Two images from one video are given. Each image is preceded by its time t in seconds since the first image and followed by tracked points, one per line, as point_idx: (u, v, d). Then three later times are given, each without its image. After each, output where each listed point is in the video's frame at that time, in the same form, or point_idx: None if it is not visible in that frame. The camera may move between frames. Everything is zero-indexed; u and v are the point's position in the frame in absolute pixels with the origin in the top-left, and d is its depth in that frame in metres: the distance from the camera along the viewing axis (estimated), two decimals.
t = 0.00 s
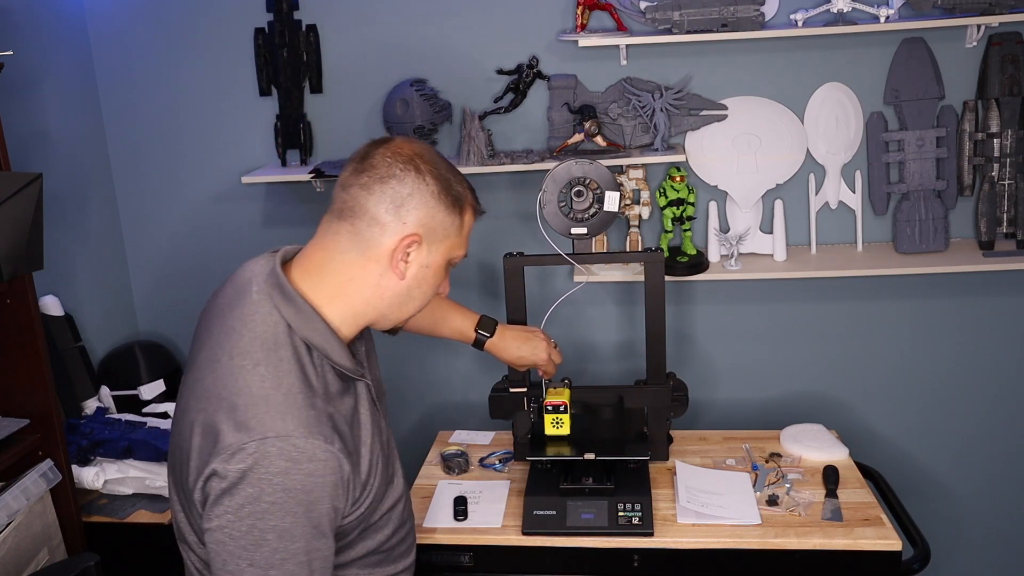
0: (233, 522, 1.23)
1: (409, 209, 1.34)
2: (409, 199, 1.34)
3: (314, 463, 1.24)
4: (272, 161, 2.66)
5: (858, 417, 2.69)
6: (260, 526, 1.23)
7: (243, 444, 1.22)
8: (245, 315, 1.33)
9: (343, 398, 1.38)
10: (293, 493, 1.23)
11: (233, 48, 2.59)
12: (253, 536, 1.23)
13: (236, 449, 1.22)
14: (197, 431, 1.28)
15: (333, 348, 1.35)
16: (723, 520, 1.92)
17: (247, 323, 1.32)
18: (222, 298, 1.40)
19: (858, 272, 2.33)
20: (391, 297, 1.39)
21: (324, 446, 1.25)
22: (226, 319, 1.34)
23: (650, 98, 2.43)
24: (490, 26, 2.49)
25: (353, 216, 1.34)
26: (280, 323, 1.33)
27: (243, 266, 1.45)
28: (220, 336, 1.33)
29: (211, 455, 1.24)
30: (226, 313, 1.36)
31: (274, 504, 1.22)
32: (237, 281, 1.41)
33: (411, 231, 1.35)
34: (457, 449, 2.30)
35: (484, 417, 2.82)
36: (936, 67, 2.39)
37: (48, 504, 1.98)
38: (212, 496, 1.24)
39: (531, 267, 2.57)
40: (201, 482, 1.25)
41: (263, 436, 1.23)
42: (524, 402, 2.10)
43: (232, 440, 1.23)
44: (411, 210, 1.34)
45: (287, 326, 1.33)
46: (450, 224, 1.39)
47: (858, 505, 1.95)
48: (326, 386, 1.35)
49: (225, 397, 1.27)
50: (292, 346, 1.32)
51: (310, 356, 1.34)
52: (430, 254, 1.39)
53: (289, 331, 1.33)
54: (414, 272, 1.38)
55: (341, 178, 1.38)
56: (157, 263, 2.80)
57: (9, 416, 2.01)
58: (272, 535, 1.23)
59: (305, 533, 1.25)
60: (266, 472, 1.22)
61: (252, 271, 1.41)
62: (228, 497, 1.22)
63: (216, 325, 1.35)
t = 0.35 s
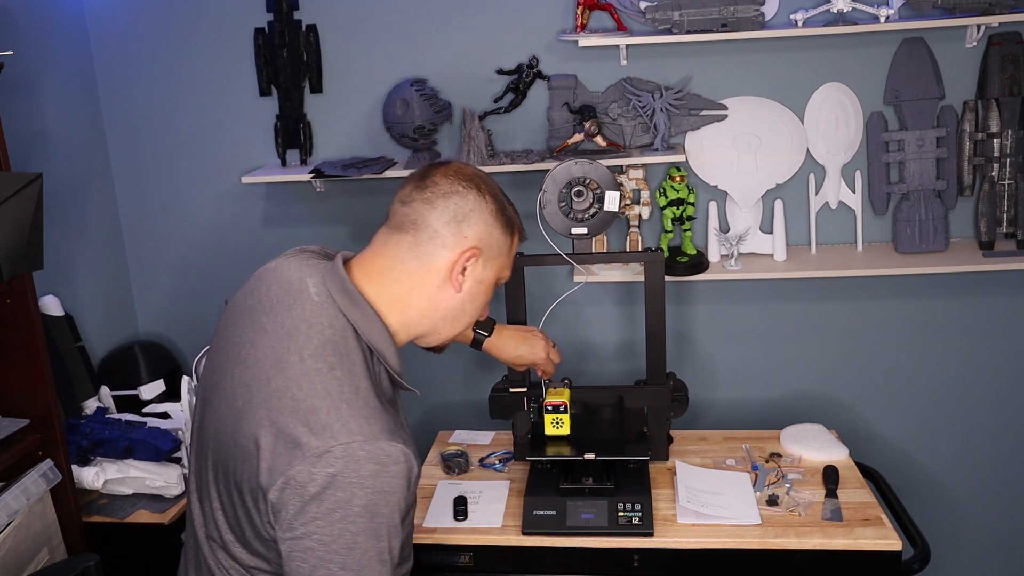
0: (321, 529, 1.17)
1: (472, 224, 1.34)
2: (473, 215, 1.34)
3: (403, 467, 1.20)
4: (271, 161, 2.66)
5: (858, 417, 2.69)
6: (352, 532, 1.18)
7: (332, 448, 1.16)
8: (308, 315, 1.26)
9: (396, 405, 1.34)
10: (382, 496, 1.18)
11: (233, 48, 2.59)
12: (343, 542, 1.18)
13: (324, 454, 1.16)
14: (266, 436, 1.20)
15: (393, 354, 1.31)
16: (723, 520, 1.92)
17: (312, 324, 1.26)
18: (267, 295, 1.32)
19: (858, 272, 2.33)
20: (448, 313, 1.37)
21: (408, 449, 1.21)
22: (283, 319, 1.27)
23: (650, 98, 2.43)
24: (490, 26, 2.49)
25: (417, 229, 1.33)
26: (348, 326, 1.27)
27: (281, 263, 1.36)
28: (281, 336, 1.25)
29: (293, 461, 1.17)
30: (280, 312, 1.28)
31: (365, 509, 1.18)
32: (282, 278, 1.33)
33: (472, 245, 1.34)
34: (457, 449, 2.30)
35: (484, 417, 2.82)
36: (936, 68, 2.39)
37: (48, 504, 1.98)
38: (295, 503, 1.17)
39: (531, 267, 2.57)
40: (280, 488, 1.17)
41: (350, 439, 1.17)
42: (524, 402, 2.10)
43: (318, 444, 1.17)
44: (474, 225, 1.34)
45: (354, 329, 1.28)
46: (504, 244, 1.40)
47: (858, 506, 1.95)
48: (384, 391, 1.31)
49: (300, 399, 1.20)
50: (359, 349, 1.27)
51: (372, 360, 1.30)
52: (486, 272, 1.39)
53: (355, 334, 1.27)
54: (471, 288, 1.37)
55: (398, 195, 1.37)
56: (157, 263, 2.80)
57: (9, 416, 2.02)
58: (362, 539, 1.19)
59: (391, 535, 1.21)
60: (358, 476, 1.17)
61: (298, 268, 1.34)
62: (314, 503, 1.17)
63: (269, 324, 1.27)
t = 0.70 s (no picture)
0: (363, 531, 1.17)
1: (494, 229, 1.36)
2: (496, 222, 1.37)
3: (440, 467, 1.21)
4: (271, 160, 2.66)
5: (858, 417, 2.69)
6: (393, 532, 1.18)
7: (373, 450, 1.16)
8: (337, 317, 1.26)
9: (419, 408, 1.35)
10: (422, 496, 1.19)
11: (233, 47, 2.59)
12: (384, 543, 1.18)
13: (366, 455, 1.16)
14: (303, 438, 1.19)
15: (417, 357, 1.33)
16: (723, 520, 1.92)
17: (342, 325, 1.25)
18: (291, 297, 1.30)
19: (858, 271, 2.33)
20: (470, 317, 1.38)
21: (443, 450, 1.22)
22: (312, 320, 1.26)
23: (650, 98, 2.43)
24: (490, 26, 2.49)
25: (442, 233, 1.35)
26: (378, 329, 1.28)
27: (301, 265, 1.35)
28: (312, 337, 1.24)
29: (333, 462, 1.17)
30: (308, 313, 1.27)
31: (406, 509, 1.18)
32: (305, 279, 1.32)
33: (495, 250, 1.37)
34: (457, 449, 2.30)
35: (484, 417, 2.82)
36: (936, 67, 2.39)
37: (48, 504, 1.98)
38: (336, 505, 1.17)
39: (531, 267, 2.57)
40: (319, 491, 1.17)
41: (392, 440, 1.17)
42: (524, 402, 2.10)
43: (358, 445, 1.16)
44: (496, 230, 1.36)
45: (384, 331, 1.28)
46: (522, 251, 1.42)
47: (858, 506, 1.95)
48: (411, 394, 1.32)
49: (337, 400, 1.19)
50: (388, 352, 1.27)
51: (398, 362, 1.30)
52: (506, 277, 1.41)
53: (385, 336, 1.28)
54: (492, 292, 1.39)
55: (420, 202, 1.39)
56: (157, 262, 2.79)
57: (9, 416, 2.01)
58: (402, 540, 1.19)
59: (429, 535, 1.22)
60: (400, 477, 1.17)
61: (321, 270, 1.33)
62: (357, 505, 1.16)
63: (297, 326, 1.26)
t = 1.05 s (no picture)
0: (382, 526, 1.17)
1: (498, 229, 1.36)
2: (500, 222, 1.37)
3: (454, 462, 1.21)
4: (271, 161, 2.66)
5: (858, 417, 2.69)
6: (413, 528, 1.19)
7: (389, 446, 1.17)
8: (344, 314, 1.26)
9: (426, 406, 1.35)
10: (438, 491, 1.19)
11: (233, 47, 2.59)
12: (404, 538, 1.19)
13: (381, 451, 1.16)
14: (315, 436, 1.19)
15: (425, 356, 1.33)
16: (723, 520, 1.92)
17: (350, 323, 1.26)
18: (297, 296, 1.30)
19: (858, 271, 2.33)
20: (476, 315, 1.39)
21: (457, 445, 1.23)
22: (319, 319, 1.26)
23: (650, 98, 2.43)
24: (490, 26, 2.49)
25: (446, 233, 1.35)
26: (387, 327, 1.28)
27: (306, 265, 1.35)
28: (320, 336, 1.24)
29: (347, 459, 1.17)
30: (315, 312, 1.27)
31: (424, 504, 1.19)
32: (310, 278, 1.32)
33: (500, 249, 1.37)
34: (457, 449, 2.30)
35: (484, 417, 2.82)
36: (937, 68, 2.39)
37: (48, 504, 1.97)
38: (354, 502, 1.17)
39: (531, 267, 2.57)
40: (336, 488, 1.17)
41: (407, 436, 1.17)
42: (524, 402, 2.10)
43: (373, 441, 1.17)
44: (500, 230, 1.37)
45: (393, 330, 1.29)
46: (525, 250, 1.42)
47: (858, 505, 1.95)
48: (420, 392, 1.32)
49: (349, 397, 1.20)
50: (397, 349, 1.28)
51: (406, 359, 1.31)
52: (511, 276, 1.41)
53: (394, 335, 1.29)
54: (497, 291, 1.39)
55: (424, 202, 1.39)
56: (157, 262, 2.79)
57: (9, 416, 2.01)
58: (422, 534, 1.20)
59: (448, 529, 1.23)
60: (417, 472, 1.17)
61: (325, 269, 1.33)
62: (373, 500, 1.17)
63: (305, 324, 1.26)
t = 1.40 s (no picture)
0: (401, 518, 1.18)
1: (497, 226, 1.37)
2: (499, 219, 1.37)
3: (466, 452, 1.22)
4: (271, 161, 2.66)
5: (858, 417, 2.69)
6: (432, 518, 1.20)
7: (402, 439, 1.17)
8: (348, 312, 1.26)
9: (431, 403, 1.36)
10: (452, 481, 1.20)
11: (233, 47, 2.59)
12: (423, 529, 1.19)
13: (395, 445, 1.17)
14: (326, 432, 1.19)
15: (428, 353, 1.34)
16: (723, 520, 1.92)
17: (354, 319, 1.26)
18: (298, 296, 1.30)
19: (858, 271, 2.33)
20: (478, 311, 1.39)
21: (468, 436, 1.24)
22: (322, 317, 1.26)
23: (650, 98, 2.43)
24: (490, 26, 2.49)
25: (446, 231, 1.35)
26: (391, 325, 1.29)
27: (305, 266, 1.35)
28: (325, 334, 1.25)
29: (360, 454, 1.17)
30: (317, 311, 1.27)
31: (441, 494, 1.19)
32: (310, 279, 1.32)
33: (500, 245, 1.37)
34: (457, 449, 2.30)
35: (483, 417, 2.82)
36: (937, 68, 2.39)
37: (49, 504, 1.98)
38: (370, 496, 1.18)
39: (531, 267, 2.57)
40: (351, 483, 1.17)
41: (418, 429, 1.18)
42: (524, 402, 2.10)
43: (386, 435, 1.17)
44: (499, 227, 1.37)
45: (398, 328, 1.29)
46: (525, 246, 1.43)
47: (858, 506, 1.95)
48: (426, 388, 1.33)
49: (357, 393, 1.20)
50: (402, 347, 1.28)
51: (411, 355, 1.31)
52: (511, 272, 1.41)
53: (399, 332, 1.29)
54: (498, 287, 1.39)
55: (421, 201, 1.39)
56: (157, 262, 2.79)
57: (9, 416, 2.01)
58: (441, 524, 1.21)
59: (466, 518, 1.24)
60: (432, 464, 1.18)
61: (325, 269, 1.33)
62: (388, 492, 1.17)
63: (308, 323, 1.27)
